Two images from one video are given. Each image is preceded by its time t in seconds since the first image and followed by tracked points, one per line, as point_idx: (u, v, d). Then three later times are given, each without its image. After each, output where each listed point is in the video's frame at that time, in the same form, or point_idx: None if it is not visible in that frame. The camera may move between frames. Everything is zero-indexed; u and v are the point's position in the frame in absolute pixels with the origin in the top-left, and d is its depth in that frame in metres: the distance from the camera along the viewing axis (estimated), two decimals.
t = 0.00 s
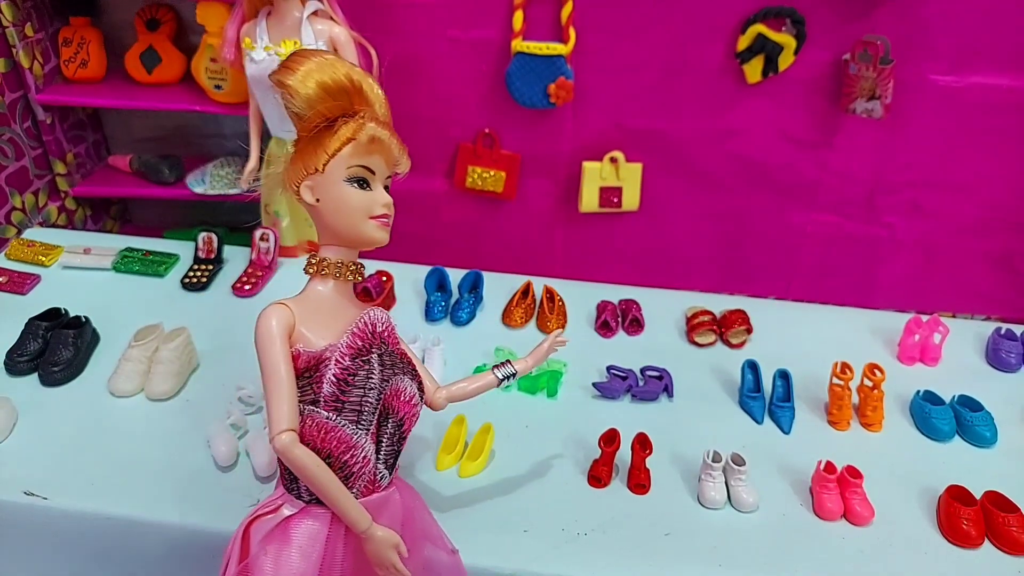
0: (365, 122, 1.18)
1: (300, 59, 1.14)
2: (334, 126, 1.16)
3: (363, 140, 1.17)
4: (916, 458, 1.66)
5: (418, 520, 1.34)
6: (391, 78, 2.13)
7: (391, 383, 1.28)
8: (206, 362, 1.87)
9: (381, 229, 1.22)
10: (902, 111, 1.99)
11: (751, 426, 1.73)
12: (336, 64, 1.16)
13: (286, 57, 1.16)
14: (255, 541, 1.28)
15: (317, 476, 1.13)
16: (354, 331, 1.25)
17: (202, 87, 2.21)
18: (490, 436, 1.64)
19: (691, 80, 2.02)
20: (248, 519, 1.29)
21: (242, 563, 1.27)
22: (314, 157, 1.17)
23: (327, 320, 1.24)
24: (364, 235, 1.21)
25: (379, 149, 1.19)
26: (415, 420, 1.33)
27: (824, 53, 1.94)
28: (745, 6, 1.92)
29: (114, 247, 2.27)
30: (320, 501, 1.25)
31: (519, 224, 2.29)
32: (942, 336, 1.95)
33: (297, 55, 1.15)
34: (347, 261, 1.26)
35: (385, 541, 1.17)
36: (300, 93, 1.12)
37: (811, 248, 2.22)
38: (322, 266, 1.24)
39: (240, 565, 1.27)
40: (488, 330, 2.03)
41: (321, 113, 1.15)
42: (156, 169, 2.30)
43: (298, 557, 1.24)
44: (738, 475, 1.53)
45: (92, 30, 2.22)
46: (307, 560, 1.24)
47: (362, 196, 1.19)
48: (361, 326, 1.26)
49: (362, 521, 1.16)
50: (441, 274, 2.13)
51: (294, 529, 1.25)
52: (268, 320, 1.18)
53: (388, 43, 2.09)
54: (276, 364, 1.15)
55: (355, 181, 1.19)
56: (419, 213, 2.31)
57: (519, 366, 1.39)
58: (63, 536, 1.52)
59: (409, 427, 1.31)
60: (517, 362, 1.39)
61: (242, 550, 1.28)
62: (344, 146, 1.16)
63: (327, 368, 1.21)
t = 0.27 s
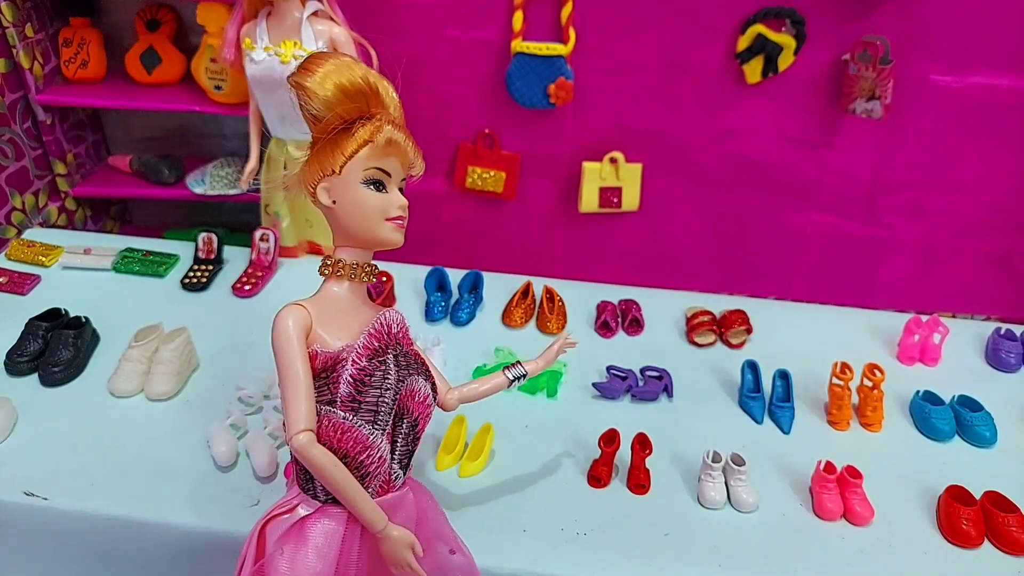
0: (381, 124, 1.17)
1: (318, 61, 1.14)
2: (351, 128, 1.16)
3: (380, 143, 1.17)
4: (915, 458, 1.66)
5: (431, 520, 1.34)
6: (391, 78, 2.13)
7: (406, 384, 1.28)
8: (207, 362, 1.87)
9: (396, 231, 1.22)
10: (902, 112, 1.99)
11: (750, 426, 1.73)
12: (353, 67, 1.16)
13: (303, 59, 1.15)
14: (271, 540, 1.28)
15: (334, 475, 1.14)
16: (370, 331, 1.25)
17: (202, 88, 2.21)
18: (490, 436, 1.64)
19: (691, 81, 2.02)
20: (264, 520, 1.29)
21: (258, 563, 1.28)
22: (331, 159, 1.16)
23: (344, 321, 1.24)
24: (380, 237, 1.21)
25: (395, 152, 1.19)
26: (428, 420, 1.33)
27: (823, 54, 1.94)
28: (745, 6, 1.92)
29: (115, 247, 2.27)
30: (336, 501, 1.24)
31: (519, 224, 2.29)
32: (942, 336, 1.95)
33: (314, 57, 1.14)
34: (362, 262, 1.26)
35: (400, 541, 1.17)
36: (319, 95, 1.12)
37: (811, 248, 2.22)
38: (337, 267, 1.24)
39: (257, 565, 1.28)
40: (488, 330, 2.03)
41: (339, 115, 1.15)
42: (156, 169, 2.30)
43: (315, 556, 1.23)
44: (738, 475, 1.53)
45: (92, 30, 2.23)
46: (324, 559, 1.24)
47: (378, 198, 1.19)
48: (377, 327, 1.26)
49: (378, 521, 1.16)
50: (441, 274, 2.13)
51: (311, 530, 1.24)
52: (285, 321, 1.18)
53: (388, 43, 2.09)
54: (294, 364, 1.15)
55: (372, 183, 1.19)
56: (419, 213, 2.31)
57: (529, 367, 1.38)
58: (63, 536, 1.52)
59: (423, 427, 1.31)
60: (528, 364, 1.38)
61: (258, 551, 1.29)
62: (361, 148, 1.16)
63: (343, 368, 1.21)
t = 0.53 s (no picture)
0: (374, 126, 1.18)
1: (309, 65, 1.14)
2: (344, 130, 1.16)
3: (373, 144, 1.18)
4: (916, 458, 1.66)
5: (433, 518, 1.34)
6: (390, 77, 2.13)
7: (404, 380, 1.29)
8: (206, 362, 1.87)
9: (391, 230, 1.23)
10: (902, 111, 1.99)
11: (751, 426, 1.73)
12: (344, 69, 1.16)
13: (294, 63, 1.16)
14: (274, 539, 1.27)
15: (336, 471, 1.14)
16: (368, 329, 1.25)
17: (202, 87, 2.21)
18: (490, 435, 1.64)
19: (691, 80, 2.02)
20: (266, 519, 1.28)
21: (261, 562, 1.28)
22: (325, 160, 1.16)
23: (341, 319, 1.24)
24: (374, 237, 1.21)
25: (388, 153, 1.20)
26: (426, 414, 1.35)
27: (823, 53, 1.94)
28: (745, 5, 1.92)
29: (114, 247, 2.27)
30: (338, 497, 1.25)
31: (519, 224, 2.29)
32: (942, 336, 1.95)
33: (305, 61, 1.15)
34: (357, 262, 1.26)
35: (403, 535, 1.18)
36: (311, 97, 1.13)
37: (811, 248, 2.22)
38: (333, 267, 1.24)
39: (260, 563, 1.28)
40: (488, 329, 2.03)
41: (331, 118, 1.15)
42: (156, 169, 2.30)
43: (318, 553, 1.24)
44: (738, 475, 1.53)
45: (92, 30, 2.22)
46: (327, 556, 1.24)
47: (373, 198, 1.20)
48: (374, 325, 1.26)
49: (381, 515, 1.17)
50: (441, 274, 2.13)
51: (313, 526, 1.25)
52: (283, 320, 1.17)
53: (388, 43, 2.09)
54: (293, 363, 1.15)
55: (365, 183, 1.20)
56: (419, 213, 2.31)
57: (523, 363, 1.39)
58: (63, 536, 1.52)
59: (421, 423, 1.32)
60: (522, 360, 1.39)
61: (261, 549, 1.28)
62: (354, 150, 1.16)
63: (342, 366, 1.21)
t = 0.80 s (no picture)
0: (390, 123, 1.18)
1: (326, 60, 1.14)
2: (360, 127, 1.16)
3: (389, 141, 1.17)
4: (915, 458, 1.66)
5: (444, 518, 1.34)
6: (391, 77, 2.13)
7: (418, 382, 1.28)
8: (206, 362, 1.87)
9: (406, 229, 1.22)
10: (902, 112, 1.99)
11: (751, 426, 1.73)
12: (361, 65, 1.17)
13: (311, 58, 1.16)
14: (286, 540, 1.28)
15: (350, 474, 1.14)
16: (382, 330, 1.24)
17: (202, 87, 2.21)
18: (489, 435, 1.64)
19: (691, 80, 2.02)
20: (277, 521, 1.29)
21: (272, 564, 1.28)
22: (341, 157, 1.16)
23: (355, 319, 1.24)
24: (389, 235, 1.21)
25: (405, 151, 1.19)
26: (438, 415, 1.35)
27: (824, 53, 1.94)
28: (745, 6, 1.92)
29: (115, 247, 2.27)
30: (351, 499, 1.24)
31: (519, 224, 2.29)
32: (942, 336, 1.95)
33: (322, 57, 1.15)
34: (372, 260, 1.25)
35: (415, 539, 1.18)
36: (328, 93, 1.13)
37: (812, 248, 2.22)
38: (347, 266, 1.24)
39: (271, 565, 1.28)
40: (488, 329, 2.03)
41: (347, 114, 1.15)
42: (156, 169, 2.30)
43: (330, 555, 1.24)
44: (738, 475, 1.53)
45: (92, 30, 2.22)
46: (339, 558, 1.24)
47: (388, 196, 1.20)
48: (388, 326, 1.25)
49: (393, 518, 1.17)
50: (441, 274, 2.13)
51: (325, 528, 1.25)
52: (298, 320, 1.17)
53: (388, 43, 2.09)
54: (308, 364, 1.15)
55: (380, 181, 1.19)
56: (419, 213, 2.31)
57: (535, 364, 1.39)
58: (63, 536, 1.52)
59: (433, 425, 1.32)
60: (534, 361, 1.39)
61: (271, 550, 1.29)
62: (370, 147, 1.16)
63: (357, 367, 1.21)
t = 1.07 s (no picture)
0: (361, 122, 1.19)
1: (296, 62, 1.15)
2: (331, 127, 1.17)
3: (361, 140, 1.18)
4: (915, 458, 1.66)
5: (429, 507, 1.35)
6: (391, 78, 2.13)
7: (399, 373, 1.31)
8: (206, 362, 1.87)
9: (380, 225, 1.23)
10: (902, 112, 1.99)
11: (751, 426, 1.73)
12: (331, 67, 1.18)
13: (281, 61, 1.17)
14: (275, 535, 1.28)
15: (337, 464, 1.15)
16: (362, 323, 1.26)
17: (202, 87, 2.21)
18: (490, 436, 1.64)
19: (691, 81, 2.02)
20: (266, 516, 1.29)
21: (262, 559, 1.26)
22: (313, 157, 1.17)
23: (335, 315, 1.25)
24: (364, 232, 1.22)
25: (376, 148, 1.20)
26: (419, 406, 1.37)
27: (824, 54, 1.94)
28: (745, 6, 1.92)
29: (114, 247, 2.27)
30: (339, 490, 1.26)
31: (519, 224, 2.29)
32: (942, 336, 1.95)
33: (292, 58, 1.16)
34: (347, 257, 1.26)
35: (404, 525, 1.19)
36: (299, 93, 1.14)
37: (811, 248, 2.22)
38: (323, 264, 1.24)
39: (261, 561, 1.26)
40: (488, 330, 2.03)
41: (318, 115, 1.16)
42: (156, 169, 2.30)
43: (320, 546, 1.25)
44: (738, 475, 1.53)
45: (92, 30, 2.22)
46: (329, 548, 1.25)
47: (361, 193, 1.20)
48: (368, 319, 1.27)
49: (382, 506, 1.18)
50: (441, 274, 2.13)
51: (314, 520, 1.26)
52: (278, 319, 1.18)
53: (388, 43, 2.09)
54: (290, 360, 1.16)
55: (354, 179, 1.20)
56: (419, 213, 2.31)
57: (511, 353, 1.42)
58: (62, 536, 1.52)
59: (416, 415, 1.35)
60: (510, 350, 1.42)
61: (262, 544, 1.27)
62: (342, 145, 1.17)
63: (339, 360, 1.22)
